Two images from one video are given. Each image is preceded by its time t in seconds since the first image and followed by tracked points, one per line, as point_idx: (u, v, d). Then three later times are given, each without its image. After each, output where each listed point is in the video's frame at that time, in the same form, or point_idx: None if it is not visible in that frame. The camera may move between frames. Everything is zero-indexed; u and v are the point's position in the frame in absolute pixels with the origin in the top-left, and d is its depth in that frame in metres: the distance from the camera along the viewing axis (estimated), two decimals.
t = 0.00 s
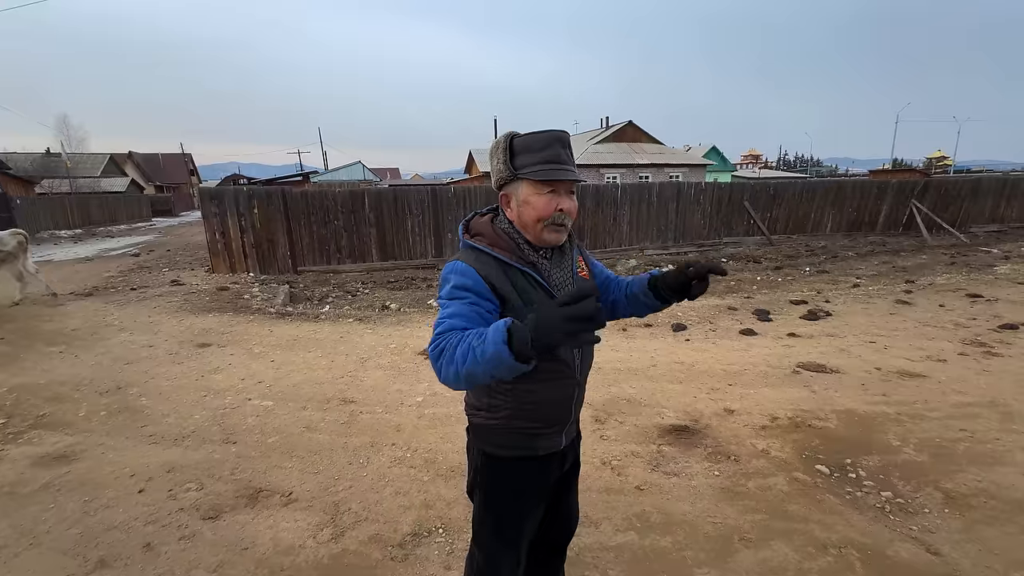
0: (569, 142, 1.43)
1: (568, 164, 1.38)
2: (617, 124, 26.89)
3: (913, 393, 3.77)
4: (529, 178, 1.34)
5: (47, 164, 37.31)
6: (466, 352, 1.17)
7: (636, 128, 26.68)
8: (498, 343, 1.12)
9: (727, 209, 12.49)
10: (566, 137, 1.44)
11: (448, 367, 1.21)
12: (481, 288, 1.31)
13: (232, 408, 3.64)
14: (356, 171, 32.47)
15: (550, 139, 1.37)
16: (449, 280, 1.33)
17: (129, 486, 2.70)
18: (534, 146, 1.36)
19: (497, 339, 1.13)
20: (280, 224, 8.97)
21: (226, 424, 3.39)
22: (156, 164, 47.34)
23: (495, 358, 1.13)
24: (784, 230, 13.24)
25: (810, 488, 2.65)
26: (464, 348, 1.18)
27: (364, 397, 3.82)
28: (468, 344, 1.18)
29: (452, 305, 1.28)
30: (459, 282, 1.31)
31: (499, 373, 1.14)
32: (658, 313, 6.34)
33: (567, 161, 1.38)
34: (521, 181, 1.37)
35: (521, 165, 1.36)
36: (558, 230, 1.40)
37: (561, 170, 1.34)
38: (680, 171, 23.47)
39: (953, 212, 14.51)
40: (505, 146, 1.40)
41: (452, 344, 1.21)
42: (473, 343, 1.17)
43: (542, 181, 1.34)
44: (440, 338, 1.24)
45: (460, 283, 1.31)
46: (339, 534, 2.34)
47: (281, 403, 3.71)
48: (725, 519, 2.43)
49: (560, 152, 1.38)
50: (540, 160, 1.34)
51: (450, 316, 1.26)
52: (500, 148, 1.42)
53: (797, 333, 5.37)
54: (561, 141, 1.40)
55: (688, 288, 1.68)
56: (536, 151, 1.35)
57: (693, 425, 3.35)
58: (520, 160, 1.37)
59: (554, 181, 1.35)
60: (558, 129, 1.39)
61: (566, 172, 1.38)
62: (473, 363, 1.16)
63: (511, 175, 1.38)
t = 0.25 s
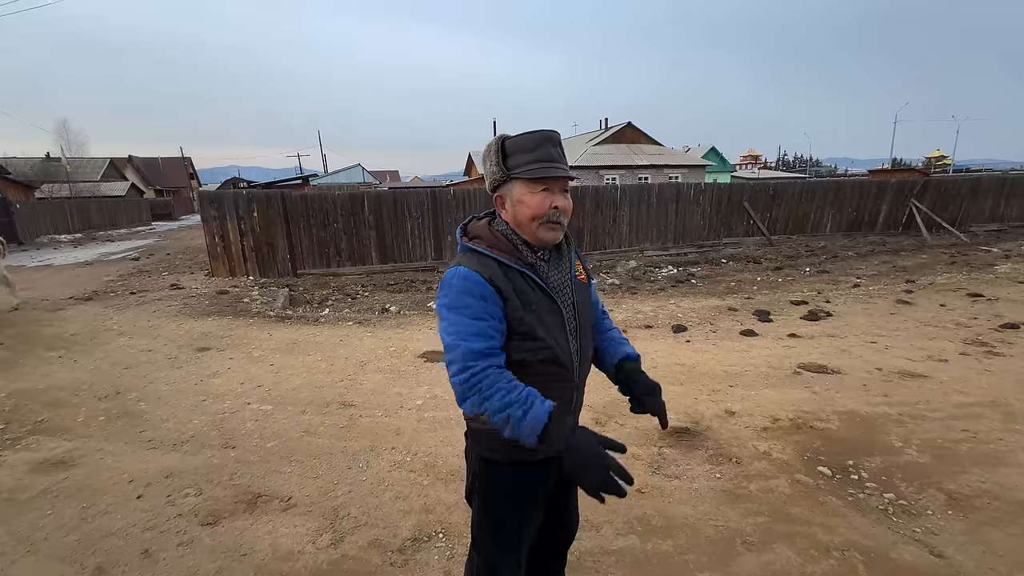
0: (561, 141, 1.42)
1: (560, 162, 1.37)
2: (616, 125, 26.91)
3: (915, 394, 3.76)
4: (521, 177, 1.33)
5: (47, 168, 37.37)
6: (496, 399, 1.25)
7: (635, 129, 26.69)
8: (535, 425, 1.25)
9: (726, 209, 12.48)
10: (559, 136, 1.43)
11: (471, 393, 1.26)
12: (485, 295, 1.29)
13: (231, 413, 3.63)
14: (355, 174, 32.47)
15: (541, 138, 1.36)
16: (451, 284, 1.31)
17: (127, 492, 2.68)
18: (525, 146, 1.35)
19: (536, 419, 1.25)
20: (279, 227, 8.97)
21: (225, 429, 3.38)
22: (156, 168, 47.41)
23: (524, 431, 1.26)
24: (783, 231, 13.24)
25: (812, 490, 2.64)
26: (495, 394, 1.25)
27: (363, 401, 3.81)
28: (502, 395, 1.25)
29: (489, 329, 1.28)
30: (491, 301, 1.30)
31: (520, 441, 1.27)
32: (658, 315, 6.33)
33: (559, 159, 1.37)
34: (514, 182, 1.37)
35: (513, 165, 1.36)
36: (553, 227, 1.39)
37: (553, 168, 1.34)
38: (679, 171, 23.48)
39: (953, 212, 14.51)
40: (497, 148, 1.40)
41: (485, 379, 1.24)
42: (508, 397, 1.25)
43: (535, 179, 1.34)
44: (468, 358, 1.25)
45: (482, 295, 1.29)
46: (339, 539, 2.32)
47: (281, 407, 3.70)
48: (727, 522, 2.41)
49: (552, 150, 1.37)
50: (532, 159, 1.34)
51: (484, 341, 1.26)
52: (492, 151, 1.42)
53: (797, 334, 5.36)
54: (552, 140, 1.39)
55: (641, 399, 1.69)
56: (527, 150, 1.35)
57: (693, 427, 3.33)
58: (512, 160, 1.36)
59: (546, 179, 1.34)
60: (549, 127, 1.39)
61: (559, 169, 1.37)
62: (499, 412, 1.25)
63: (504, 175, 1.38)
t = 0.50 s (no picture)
0: (572, 138, 1.41)
1: (570, 159, 1.35)
2: (619, 125, 26.87)
3: (922, 393, 3.72)
4: (530, 174, 1.32)
5: (53, 171, 37.63)
6: (436, 402, 1.27)
7: (637, 128, 26.63)
8: (444, 454, 1.24)
9: (730, 208, 12.44)
10: (569, 132, 1.42)
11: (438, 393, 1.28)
12: (483, 294, 1.29)
13: (234, 413, 3.63)
14: (358, 175, 32.58)
15: (551, 134, 1.35)
16: (453, 280, 1.32)
17: (132, 492, 2.69)
18: (535, 142, 1.34)
19: (447, 450, 1.24)
20: (283, 228, 8.99)
21: (229, 429, 3.38)
22: (161, 170, 47.67)
23: (434, 449, 1.26)
24: (787, 230, 13.17)
25: (819, 490, 2.62)
26: (438, 398, 1.27)
27: (367, 401, 3.81)
28: (443, 403, 1.26)
29: (474, 336, 1.28)
30: (490, 306, 1.29)
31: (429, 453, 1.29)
32: (662, 314, 6.30)
33: (569, 156, 1.36)
34: (523, 178, 1.36)
35: (523, 161, 1.35)
36: (561, 225, 1.38)
37: (562, 165, 1.33)
38: (682, 171, 23.42)
39: (959, 210, 14.41)
40: (507, 145, 1.39)
41: (440, 379, 1.26)
42: (446, 410, 1.26)
43: (544, 175, 1.33)
44: (442, 353, 1.27)
45: (488, 297, 1.29)
46: (343, 539, 2.32)
47: (285, 407, 3.70)
48: (733, 522, 2.39)
49: (562, 147, 1.36)
50: (541, 155, 1.33)
51: (465, 345, 1.27)
52: (501, 147, 1.41)
53: (802, 333, 5.32)
54: (562, 136, 1.38)
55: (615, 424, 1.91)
56: (537, 147, 1.34)
57: (699, 427, 3.31)
58: (521, 157, 1.35)
59: (555, 176, 1.33)
60: (560, 124, 1.38)
61: (569, 166, 1.35)
62: (431, 416, 1.28)
63: (513, 172, 1.37)
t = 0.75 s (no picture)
0: (575, 137, 1.39)
1: (570, 159, 1.33)
2: (626, 125, 26.75)
3: (935, 396, 3.65)
4: (528, 173, 1.31)
5: (67, 173, 38.24)
6: (424, 398, 1.27)
7: (645, 128, 26.50)
8: (429, 451, 1.26)
9: (739, 208, 12.32)
10: (572, 132, 1.39)
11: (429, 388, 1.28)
12: (479, 295, 1.27)
13: (241, 413, 3.65)
14: (365, 176, 32.79)
15: (553, 134, 1.33)
16: (452, 281, 1.31)
17: (138, 491, 2.71)
18: (535, 141, 1.32)
19: (431, 447, 1.26)
20: (291, 229, 9.05)
21: (235, 429, 3.40)
22: (172, 171, 48.26)
23: (421, 444, 1.28)
24: (797, 230, 13.03)
25: (828, 495, 2.57)
26: (428, 395, 1.28)
27: (372, 401, 3.81)
28: (431, 401, 1.27)
29: (465, 338, 1.27)
30: (486, 309, 1.28)
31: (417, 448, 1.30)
32: (669, 315, 6.25)
33: (571, 156, 1.34)
34: (521, 178, 1.34)
35: (523, 161, 1.34)
36: (559, 226, 1.35)
37: (561, 165, 1.30)
38: (690, 170, 23.26)
39: (973, 209, 14.16)
40: (508, 143, 1.38)
41: (429, 376, 1.27)
42: (433, 408, 1.27)
43: (543, 176, 1.31)
44: (434, 351, 1.27)
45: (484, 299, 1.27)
46: (347, 540, 2.31)
47: (290, 408, 3.71)
48: (740, 527, 2.35)
49: (564, 146, 1.34)
50: (541, 155, 1.31)
51: (455, 346, 1.27)
52: (504, 145, 1.40)
53: (812, 334, 5.25)
54: (564, 136, 1.36)
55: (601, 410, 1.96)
56: (538, 146, 1.32)
57: (706, 429, 3.27)
58: (522, 156, 1.34)
59: (555, 176, 1.31)
60: (564, 123, 1.36)
61: (569, 166, 1.33)
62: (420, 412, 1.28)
63: (513, 172, 1.36)
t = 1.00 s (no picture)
0: (577, 135, 1.38)
1: (572, 157, 1.32)
2: (639, 125, 26.56)
3: (953, 401, 3.56)
4: (529, 170, 1.31)
5: (90, 174, 39.21)
6: (454, 398, 1.26)
7: (658, 128, 26.30)
8: (480, 443, 1.25)
9: (753, 209, 12.16)
10: (576, 129, 1.39)
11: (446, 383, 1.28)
12: (483, 290, 1.28)
13: (252, 409, 3.70)
14: (378, 177, 33.06)
15: (555, 131, 1.33)
16: (455, 277, 1.32)
17: (152, 484, 2.76)
18: (538, 139, 1.32)
19: (480, 438, 1.25)
20: (304, 228, 9.16)
21: (246, 425, 3.45)
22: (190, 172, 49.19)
23: (468, 441, 1.27)
24: (813, 231, 12.81)
25: (840, 500, 2.52)
26: (456, 394, 1.26)
27: (381, 399, 3.84)
28: (462, 397, 1.26)
29: (475, 332, 1.27)
30: (490, 303, 1.28)
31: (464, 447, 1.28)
32: (680, 316, 6.19)
33: (573, 154, 1.33)
34: (523, 175, 1.35)
35: (526, 157, 1.33)
36: (560, 224, 1.35)
37: (562, 162, 1.30)
38: (704, 171, 23.02)
39: (997, 210, 13.78)
40: (512, 140, 1.38)
41: (450, 375, 1.26)
42: (466, 402, 1.26)
43: (545, 173, 1.30)
44: (447, 350, 1.27)
45: (490, 294, 1.28)
46: (353, 536, 2.33)
47: (300, 404, 3.76)
48: (749, 531, 2.32)
49: (566, 144, 1.33)
50: (544, 152, 1.31)
51: (468, 341, 1.27)
52: (507, 142, 1.40)
53: (826, 337, 5.16)
54: (567, 133, 1.35)
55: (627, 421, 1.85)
56: (541, 143, 1.32)
57: (715, 432, 3.23)
58: (525, 153, 1.34)
59: (556, 174, 1.31)
60: (566, 121, 1.35)
61: (570, 164, 1.32)
62: (454, 413, 1.27)
63: (515, 168, 1.36)
